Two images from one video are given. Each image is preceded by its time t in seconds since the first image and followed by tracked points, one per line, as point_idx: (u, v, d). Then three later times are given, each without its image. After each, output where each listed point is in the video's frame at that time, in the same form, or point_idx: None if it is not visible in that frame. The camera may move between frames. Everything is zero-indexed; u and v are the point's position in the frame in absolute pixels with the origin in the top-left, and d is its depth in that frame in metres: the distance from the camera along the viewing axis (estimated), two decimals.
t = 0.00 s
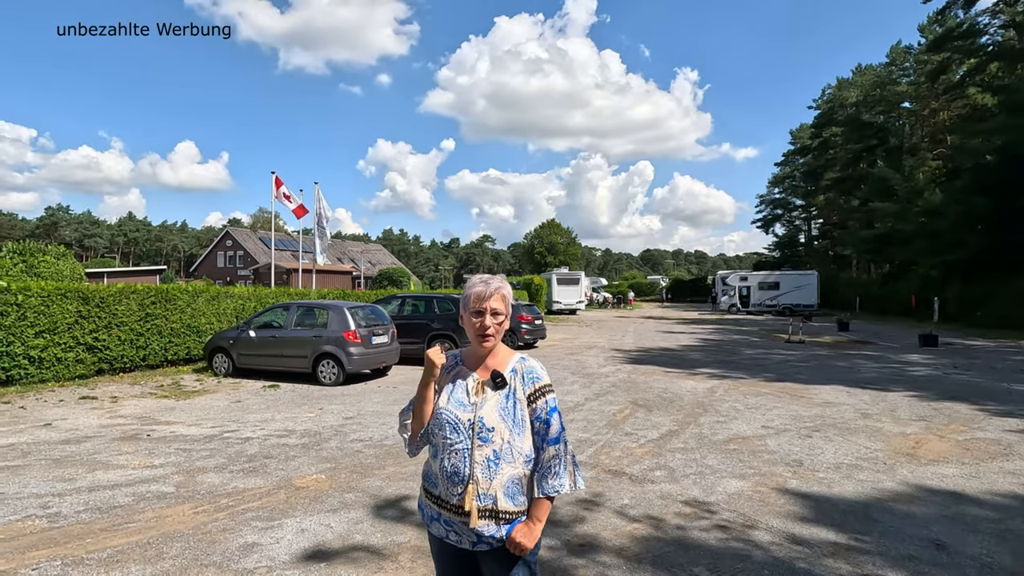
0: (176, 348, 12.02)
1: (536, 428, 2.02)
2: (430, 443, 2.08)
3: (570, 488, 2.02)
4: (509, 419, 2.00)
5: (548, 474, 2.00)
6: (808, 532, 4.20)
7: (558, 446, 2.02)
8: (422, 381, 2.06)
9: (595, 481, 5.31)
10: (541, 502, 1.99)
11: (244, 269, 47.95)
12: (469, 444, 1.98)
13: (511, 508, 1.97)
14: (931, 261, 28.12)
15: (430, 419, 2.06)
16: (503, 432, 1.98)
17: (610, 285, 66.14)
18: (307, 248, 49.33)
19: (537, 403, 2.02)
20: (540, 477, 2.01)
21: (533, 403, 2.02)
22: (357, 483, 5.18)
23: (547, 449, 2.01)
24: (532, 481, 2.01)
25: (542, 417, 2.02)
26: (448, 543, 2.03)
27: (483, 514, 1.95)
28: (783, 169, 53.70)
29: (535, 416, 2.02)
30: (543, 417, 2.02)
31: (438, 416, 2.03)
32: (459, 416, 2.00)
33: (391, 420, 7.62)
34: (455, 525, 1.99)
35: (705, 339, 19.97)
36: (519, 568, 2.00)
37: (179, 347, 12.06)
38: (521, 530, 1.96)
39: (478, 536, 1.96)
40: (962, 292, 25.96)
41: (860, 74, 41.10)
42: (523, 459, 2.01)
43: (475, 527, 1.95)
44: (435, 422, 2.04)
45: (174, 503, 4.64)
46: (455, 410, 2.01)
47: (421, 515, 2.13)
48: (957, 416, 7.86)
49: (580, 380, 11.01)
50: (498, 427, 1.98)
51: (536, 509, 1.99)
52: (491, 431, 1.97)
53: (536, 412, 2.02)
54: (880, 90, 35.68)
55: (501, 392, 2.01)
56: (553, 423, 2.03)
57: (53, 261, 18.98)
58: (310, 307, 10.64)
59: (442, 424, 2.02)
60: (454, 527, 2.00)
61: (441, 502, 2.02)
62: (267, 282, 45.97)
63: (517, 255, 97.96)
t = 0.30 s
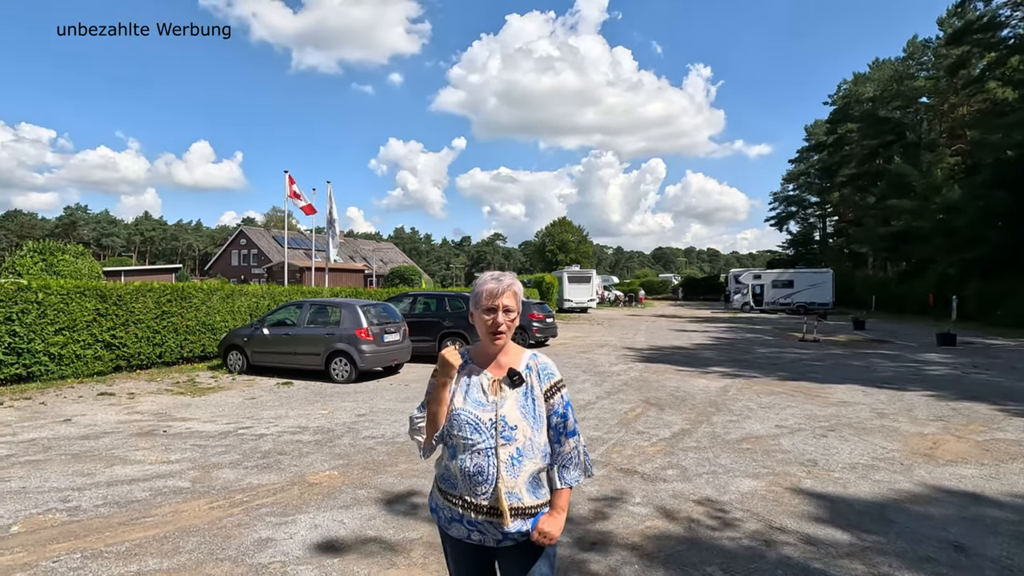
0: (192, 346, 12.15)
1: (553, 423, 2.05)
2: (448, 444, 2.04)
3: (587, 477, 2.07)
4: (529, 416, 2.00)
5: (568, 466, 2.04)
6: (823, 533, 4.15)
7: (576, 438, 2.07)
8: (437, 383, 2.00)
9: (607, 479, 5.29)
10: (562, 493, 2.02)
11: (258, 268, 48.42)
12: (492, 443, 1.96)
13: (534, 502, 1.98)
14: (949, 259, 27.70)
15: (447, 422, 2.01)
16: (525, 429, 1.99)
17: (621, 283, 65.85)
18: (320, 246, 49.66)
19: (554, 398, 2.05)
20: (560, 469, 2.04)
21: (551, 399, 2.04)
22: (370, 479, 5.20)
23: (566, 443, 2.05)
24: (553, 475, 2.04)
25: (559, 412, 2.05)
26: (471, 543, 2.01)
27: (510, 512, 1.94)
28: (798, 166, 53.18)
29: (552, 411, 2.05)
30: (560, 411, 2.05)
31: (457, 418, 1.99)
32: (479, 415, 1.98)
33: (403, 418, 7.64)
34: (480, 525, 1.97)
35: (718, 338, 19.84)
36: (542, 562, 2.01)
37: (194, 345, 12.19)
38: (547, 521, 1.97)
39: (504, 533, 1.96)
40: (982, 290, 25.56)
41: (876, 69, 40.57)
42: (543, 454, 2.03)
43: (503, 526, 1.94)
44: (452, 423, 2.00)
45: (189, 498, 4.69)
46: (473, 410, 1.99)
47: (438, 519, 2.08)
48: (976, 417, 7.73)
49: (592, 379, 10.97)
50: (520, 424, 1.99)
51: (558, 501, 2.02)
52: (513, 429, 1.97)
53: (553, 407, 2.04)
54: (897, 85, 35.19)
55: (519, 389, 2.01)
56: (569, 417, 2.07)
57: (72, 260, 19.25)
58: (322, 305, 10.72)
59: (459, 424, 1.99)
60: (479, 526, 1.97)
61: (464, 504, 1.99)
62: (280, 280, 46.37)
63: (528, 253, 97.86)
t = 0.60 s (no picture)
0: (204, 344, 12.24)
1: (560, 417, 2.05)
2: (457, 445, 2.02)
3: (596, 469, 2.08)
4: (538, 412, 2.00)
5: (576, 460, 2.04)
6: (835, 533, 4.12)
7: (582, 432, 2.07)
8: (449, 385, 1.96)
9: (617, 478, 5.28)
10: (572, 487, 2.03)
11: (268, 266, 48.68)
12: (505, 442, 1.95)
13: (547, 497, 1.98)
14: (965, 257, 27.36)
15: (458, 422, 1.98)
16: (535, 427, 1.99)
17: (630, 281, 65.60)
18: (329, 245, 49.91)
19: (561, 393, 2.06)
20: (570, 463, 2.04)
21: (558, 394, 2.05)
22: (379, 476, 5.21)
23: (572, 437, 2.04)
24: (562, 469, 2.04)
25: (566, 406, 2.06)
26: (485, 542, 1.99)
27: (524, 509, 1.93)
28: (809, 163, 52.74)
29: (559, 407, 2.05)
30: (567, 406, 2.06)
31: (467, 418, 1.97)
32: (489, 415, 1.97)
33: (412, 416, 7.66)
34: (495, 525, 1.95)
35: (728, 336, 19.72)
36: (556, 557, 2.01)
37: (206, 343, 12.28)
38: (560, 515, 1.98)
39: (519, 530, 1.94)
40: (998, 289, 25.25)
41: (890, 65, 40.11)
42: (552, 449, 2.03)
43: (518, 523, 1.93)
44: (462, 425, 1.98)
45: (201, 494, 4.72)
46: (484, 410, 1.97)
47: (449, 520, 2.06)
48: (992, 417, 7.63)
49: (601, 378, 10.94)
50: (531, 422, 1.98)
51: (568, 494, 2.02)
52: (525, 427, 1.97)
53: (561, 402, 2.05)
54: (911, 81, 34.81)
55: (527, 386, 2.00)
56: (575, 411, 2.07)
57: (86, 259, 19.48)
58: (332, 303, 10.77)
59: (470, 425, 1.97)
60: (494, 526, 1.95)
61: (477, 504, 1.97)
62: (290, 279, 46.64)
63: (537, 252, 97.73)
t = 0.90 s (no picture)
0: (216, 341, 12.34)
1: (571, 415, 2.04)
2: (468, 442, 2.00)
3: (609, 468, 2.05)
4: (550, 409, 1.99)
5: (587, 458, 2.03)
6: (849, 533, 4.07)
7: (593, 430, 2.04)
8: (461, 382, 1.95)
9: (627, 476, 5.25)
10: (582, 486, 2.02)
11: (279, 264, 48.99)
12: (517, 438, 1.95)
13: (558, 494, 1.97)
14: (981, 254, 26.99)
15: (469, 419, 1.96)
16: (547, 423, 1.97)
17: (640, 279, 65.37)
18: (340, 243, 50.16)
19: (572, 391, 2.04)
20: (580, 462, 2.02)
21: (569, 392, 2.04)
22: (389, 473, 5.22)
23: (583, 435, 2.03)
24: (573, 467, 2.03)
25: (576, 404, 2.04)
26: (495, 539, 1.98)
27: (535, 506, 1.92)
28: (822, 159, 52.24)
29: (570, 404, 2.04)
30: (578, 404, 2.04)
31: (478, 415, 1.95)
32: (501, 411, 1.95)
33: (421, 413, 7.67)
34: (507, 521, 1.94)
35: (739, 335, 19.56)
36: (567, 554, 1.99)
37: (218, 340, 12.38)
38: (572, 513, 1.96)
39: (530, 527, 1.93)
40: (1014, 287, 24.89)
41: (905, 59, 39.56)
42: (565, 447, 2.02)
43: (529, 520, 1.91)
44: (473, 421, 1.97)
45: (214, 489, 4.76)
46: (495, 406, 1.96)
47: (460, 517, 2.05)
48: (1009, 417, 7.51)
49: (610, 375, 10.91)
50: (543, 419, 1.97)
51: (579, 493, 2.01)
52: (537, 424, 1.96)
53: (571, 400, 2.04)
54: (927, 75, 34.31)
55: (538, 383, 1.99)
56: (586, 410, 2.05)
57: (101, 257, 19.71)
58: (342, 300, 10.82)
59: (481, 422, 1.96)
60: (506, 523, 1.94)
61: (488, 500, 1.96)
62: (301, 277, 46.93)
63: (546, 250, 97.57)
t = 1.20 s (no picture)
0: (223, 339, 12.39)
1: (577, 414, 2.03)
2: (475, 440, 1.99)
3: (615, 467, 2.04)
4: (556, 408, 1.98)
5: (594, 457, 2.01)
6: (859, 533, 4.05)
7: (600, 429, 2.03)
8: (468, 381, 1.93)
9: (634, 475, 5.24)
10: (589, 485, 2.00)
11: (286, 263, 49.15)
12: (522, 437, 1.93)
13: (565, 493, 1.95)
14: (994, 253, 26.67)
15: (475, 418, 1.95)
16: (553, 422, 1.96)
17: (647, 278, 65.20)
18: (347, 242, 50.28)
19: (578, 389, 2.03)
20: (587, 460, 2.01)
21: (575, 390, 2.02)
22: (396, 471, 5.23)
23: (589, 434, 2.02)
24: (579, 466, 2.01)
25: (583, 402, 2.03)
26: (502, 536, 1.97)
27: (540, 504, 1.91)
28: (831, 157, 51.90)
29: (576, 402, 2.03)
30: (584, 402, 2.03)
31: (483, 414, 1.94)
32: (507, 410, 1.94)
33: (428, 411, 7.67)
34: (512, 520, 1.93)
35: (746, 333, 19.47)
36: (573, 551, 1.98)
37: (226, 338, 12.44)
38: (579, 513, 1.95)
39: (536, 524, 1.92)
40: None
41: (915, 56, 39.22)
42: (571, 446, 2.01)
43: (535, 518, 1.90)
44: (479, 419, 1.95)
45: (222, 487, 4.78)
46: (501, 404, 1.95)
47: (466, 514, 2.05)
48: (1021, 417, 7.43)
49: (617, 374, 10.87)
50: (549, 417, 1.96)
51: (586, 492, 1.99)
52: (543, 422, 1.95)
53: (577, 398, 2.02)
54: (937, 72, 33.96)
55: (544, 381, 1.98)
56: (592, 408, 2.04)
57: (111, 256, 19.86)
58: (349, 299, 10.83)
59: (487, 420, 1.95)
60: (512, 521, 1.93)
61: (494, 499, 1.95)
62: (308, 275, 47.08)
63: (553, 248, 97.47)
